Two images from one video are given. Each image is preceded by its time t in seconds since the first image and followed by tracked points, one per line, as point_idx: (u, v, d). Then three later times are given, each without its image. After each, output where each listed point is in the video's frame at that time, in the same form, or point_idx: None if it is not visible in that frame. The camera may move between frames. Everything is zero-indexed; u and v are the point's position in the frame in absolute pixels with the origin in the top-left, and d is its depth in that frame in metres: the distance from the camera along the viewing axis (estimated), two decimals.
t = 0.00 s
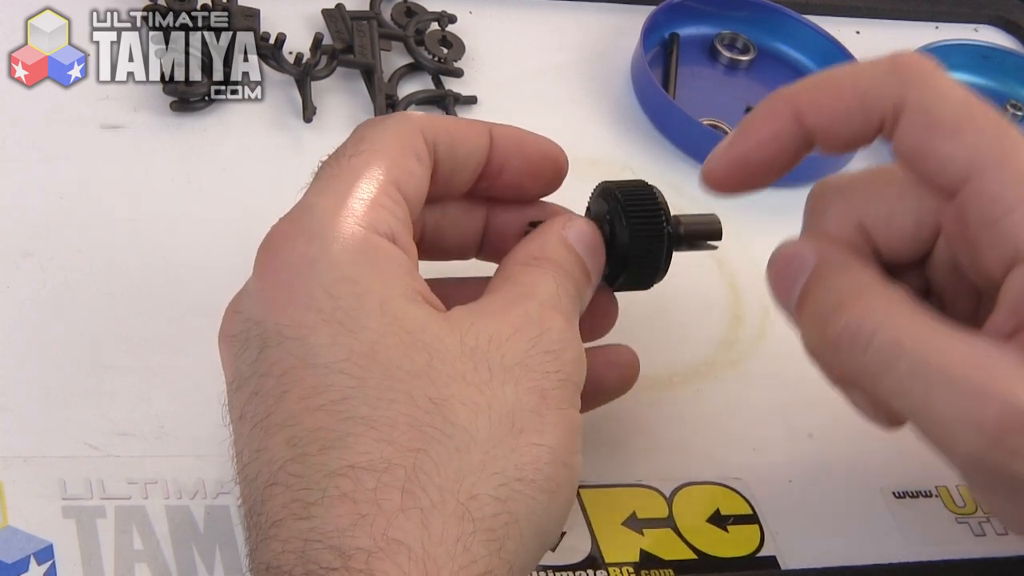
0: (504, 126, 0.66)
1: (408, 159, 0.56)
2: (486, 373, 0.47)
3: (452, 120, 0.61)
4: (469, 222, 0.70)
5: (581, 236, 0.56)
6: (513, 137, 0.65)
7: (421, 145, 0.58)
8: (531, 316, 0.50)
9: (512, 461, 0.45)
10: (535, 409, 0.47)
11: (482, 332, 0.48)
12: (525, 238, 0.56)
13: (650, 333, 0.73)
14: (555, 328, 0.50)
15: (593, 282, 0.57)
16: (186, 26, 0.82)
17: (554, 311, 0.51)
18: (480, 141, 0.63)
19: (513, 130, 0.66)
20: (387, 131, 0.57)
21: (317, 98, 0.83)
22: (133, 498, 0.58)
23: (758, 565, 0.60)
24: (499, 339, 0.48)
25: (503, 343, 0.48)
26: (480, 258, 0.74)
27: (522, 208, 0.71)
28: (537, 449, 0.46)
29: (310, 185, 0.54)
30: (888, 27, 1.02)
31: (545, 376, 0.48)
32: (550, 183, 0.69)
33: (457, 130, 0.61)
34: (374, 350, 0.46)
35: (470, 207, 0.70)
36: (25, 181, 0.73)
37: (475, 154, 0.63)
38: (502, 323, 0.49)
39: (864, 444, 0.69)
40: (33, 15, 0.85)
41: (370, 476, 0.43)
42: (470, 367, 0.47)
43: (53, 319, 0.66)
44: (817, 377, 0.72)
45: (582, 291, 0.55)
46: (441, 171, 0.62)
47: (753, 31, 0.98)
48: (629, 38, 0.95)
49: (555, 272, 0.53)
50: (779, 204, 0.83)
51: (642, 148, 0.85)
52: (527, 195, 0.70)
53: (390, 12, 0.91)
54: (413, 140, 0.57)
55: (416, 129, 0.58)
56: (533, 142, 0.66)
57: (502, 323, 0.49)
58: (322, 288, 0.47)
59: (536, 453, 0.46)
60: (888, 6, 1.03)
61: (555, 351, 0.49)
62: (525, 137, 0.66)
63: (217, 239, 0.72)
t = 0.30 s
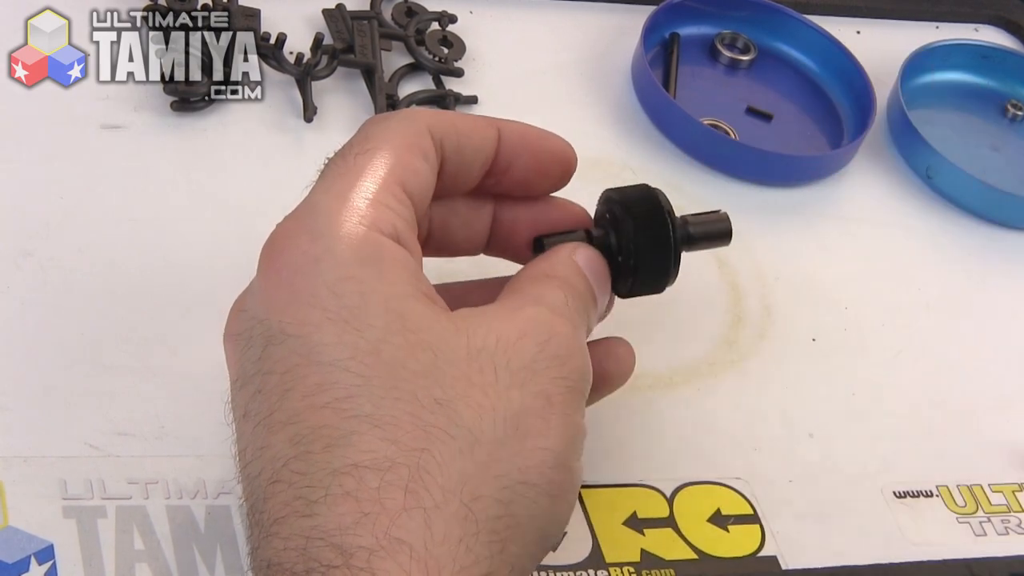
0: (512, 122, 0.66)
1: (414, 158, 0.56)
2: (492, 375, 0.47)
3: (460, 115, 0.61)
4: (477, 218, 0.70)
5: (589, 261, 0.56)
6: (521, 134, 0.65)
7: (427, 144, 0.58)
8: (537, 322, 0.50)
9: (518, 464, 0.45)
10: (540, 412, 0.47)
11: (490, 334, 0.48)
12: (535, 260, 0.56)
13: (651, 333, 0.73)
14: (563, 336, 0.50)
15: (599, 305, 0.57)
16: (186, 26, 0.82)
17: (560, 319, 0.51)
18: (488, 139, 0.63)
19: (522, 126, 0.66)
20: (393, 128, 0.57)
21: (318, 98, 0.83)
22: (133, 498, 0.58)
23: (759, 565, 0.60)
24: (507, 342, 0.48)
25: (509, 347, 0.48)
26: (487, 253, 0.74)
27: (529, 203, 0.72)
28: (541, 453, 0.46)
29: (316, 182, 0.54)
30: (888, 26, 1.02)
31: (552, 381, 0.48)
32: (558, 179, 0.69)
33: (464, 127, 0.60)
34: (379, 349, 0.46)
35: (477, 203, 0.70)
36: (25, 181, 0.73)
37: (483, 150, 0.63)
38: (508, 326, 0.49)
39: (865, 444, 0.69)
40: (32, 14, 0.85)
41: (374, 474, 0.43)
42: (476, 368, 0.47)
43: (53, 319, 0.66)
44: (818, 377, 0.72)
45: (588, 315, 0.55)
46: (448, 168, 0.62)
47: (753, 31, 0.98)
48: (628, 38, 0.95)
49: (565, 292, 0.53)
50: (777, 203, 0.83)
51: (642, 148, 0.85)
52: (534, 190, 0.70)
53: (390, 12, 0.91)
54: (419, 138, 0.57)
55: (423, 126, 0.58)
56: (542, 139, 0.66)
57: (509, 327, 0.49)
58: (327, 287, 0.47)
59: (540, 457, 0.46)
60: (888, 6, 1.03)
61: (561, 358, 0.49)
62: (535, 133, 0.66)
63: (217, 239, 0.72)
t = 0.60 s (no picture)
0: (513, 117, 0.66)
1: (414, 158, 0.56)
2: (492, 376, 0.47)
3: (460, 112, 0.61)
4: (479, 214, 0.70)
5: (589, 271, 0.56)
6: (522, 129, 0.65)
7: (428, 143, 0.57)
8: (538, 326, 0.50)
9: (515, 464, 0.45)
10: (540, 414, 0.47)
11: (490, 335, 0.48)
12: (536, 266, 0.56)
13: (651, 333, 0.73)
14: (562, 340, 0.50)
15: (598, 313, 0.57)
16: (186, 26, 0.83)
17: (560, 323, 0.51)
18: (489, 137, 0.63)
19: (523, 121, 0.66)
20: (394, 127, 0.56)
21: (318, 98, 0.83)
22: (133, 497, 0.58)
23: (759, 566, 0.60)
24: (506, 344, 0.48)
25: (509, 349, 0.48)
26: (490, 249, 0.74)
27: (531, 198, 0.71)
28: (541, 454, 0.46)
29: (316, 182, 0.54)
30: (888, 26, 1.02)
31: (551, 382, 0.48)
32: (560, 174, 0.69)
33: (465, 124, 0.60)
34: (378, 350, 0.46)
35: (480, 198, 0.70)
36: (25, 180, 0.73)
37: (483, 147, 0.63)
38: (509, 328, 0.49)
39: (864, 444, 0.69)
40: (32, 14, 0.85)
41: (373, 476, 0.43)
42: (476, 369, 0.47)
43: (53, 319, 0.66)
44: (818, 377, 0.72)
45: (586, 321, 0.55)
46: (449, 166, 0.62)
47: (753, 31, 0.98)
48: (628, 38, 0.95)
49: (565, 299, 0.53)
50: (772, 204, 0.83)
51: (642, 148, 0.85)
52: (536, 186, 0.70)
53: (390, 12, 0.91)
54: (420, 136, 0.57)
55: (423, 125, 0.58)
56: (543, 134, 0.66)
57: (509, 329, 0.49)
58: (327, 287, 0.47)
59: (540, 458, 0.46)
60: (888, 6, 1.03)
61: (561, 360, 0.49)
62: (536, 128, 0.66)
63: (217, 239, 0.72)
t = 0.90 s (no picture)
0: (505, 114, 0.66)
1: (406, 156, 0.56)
2: (479, 372, 0.47)
3: (453, 110, 0.61)
4: (474, 211, 0.70)
5: (585, 236, 0.56)
6: (514, 125, 0.65)
7: (420, 141, 0.57)
8: (527, 318, 0.49)
9: (504, 460, 0.45)
10: (529, 408, 0.47)
11: (477, 329, 0.48)
12: (531, 235, 0.56)
13: (649, 332, 0.73)
14: (552, 326, 0.50)
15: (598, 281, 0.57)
16: (186, 26, 0.83)
17: (552, 311, 0.51)
18: (481, 134, 0.63)
19: (516, 118, 0.66)
20: (386, 125, 0.56)
21: (317, 98, 0.83)
22: (133, 497, 0.58)
23: (757, 565, 0.60)
24: (494, 337, 0.48)
25: (497, 342, 0.48)
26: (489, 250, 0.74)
27: (529, 195, 0.72)
28: (531, 448, 0.46)
29: (309, 182, 0.54)
30: (888, 26, 1.02)
31: (539, 374, 0.48)
32: (554, 171, 0.69)
33: (457, 122, 0.60)
34: (367, 350, 0.46)
35: (474, 195, 0.70)
36: (26, 180, 0.73)
37: (476, 145, 0.63)
38: (498, 322, 0.49)
39: (864, 444, 0.69)
40: (32, 14, 0.85)
41: (362, 476, 0.43)
42: (464, 365, 0.47)
43: (53, 319, 0.66)
44: (818, 377, 0.72)
45: (585, 290, 0.55)
46: (442, 164, 0.62)
47: (753, 31, 0.98)
48: (629, 38, 0.95)
49: (558, 274, 0.53)
50: (774, 206, 0.83)
51: (642, 148, 0.85)
52: (530, 183, 0.70)
53: (390, 12, 0.91)
54: (412, 134, 0.57)
55: (415, 123, 0.58)
56: (537, 130, 0.66)
57: (498, 321, 0.49)
58: (317, 288, 0.47)
59: (530, 452, 0.46)
60: (888, 6, 1.03)
61: (550, 349, 0.49)
62: (529, 124, 0.66)
63: (216, 239, 0.72)
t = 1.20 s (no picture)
0: (500, 112, 0.66)
1: (400, 154, 0.56)
2: (472, 370, 0.47)
3: (447, 109, 0.61)
4: (473, 211, 0.70)
5: (578, 213, 0.56)
6: (509, 123, 0.65)
7: (414, 139, 0.57)
8: (520, 313, 0.49)
9: (499, 459, 0.45)
10: (523, 406, 0.47)
11: (469, 327, 0.48)
12: (524, 215, 0.56)
13: (649, 332, 0.73)
14: (544, 316, 0.50)
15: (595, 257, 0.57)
16: (186, 26, 0.83)
17: (546, 304, 0.51)
18: (476, 131, 0.63)
19: (511, 115, 0.66)
20: (379, 124, 0.56)
21: (317, 97, 0.83)
22: (133, 497, 0.58)
23: (756, 565, 0.60)
24: (487, 334, 0.48)
25: (489, 339, 0.48)
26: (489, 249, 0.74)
27: (528, 193, 0.71)
28: (526, 446, 0.46)
29: (303, 181, 0.54)
30: (888, 26, 1.02)
31: (533, 370, 0.48)
32: (551, 169, 0.69)
33: (452, 120, 0.60)
34: (361, 351, 0.46)
35: (474, 194, 0.70)
36: (26, 180, 0.73)
37: (471, 144, 0.63)
38: (491, 319, 0.49)
39: (864, 444, 0.69)
40: (33, 14, 0.85)
41: (356, 478, 0.43)
42: (457, 364, 0.47)
43: (53, 319, 0.66)
44: (819, 377, 0.72)
45: (580, 269, 0.55)
46: (437, 161, 0.62)
47: (753, 30, 0.98)
48: (629, 38, 0.95)
49: (550, 255, 0.53)
50: (776, 207, 0.83)
51: (642, 148, 0.85)
52: (528, 181, 0.70)
53: (390, 12, 0.91)
54: (405, 132, 0.57)
55: (409, 121, 0.58)
56: (533, 127, 0.66)
57: (490, 315, 0.49)
58: (311, 289, 0.47)
59: (525, 450, 0.46)
60: (888, 6, 1.03)
61: (543, 343, 0.49)
62: (524, 122, 0.66)
63: (216, 239, 0.72)
